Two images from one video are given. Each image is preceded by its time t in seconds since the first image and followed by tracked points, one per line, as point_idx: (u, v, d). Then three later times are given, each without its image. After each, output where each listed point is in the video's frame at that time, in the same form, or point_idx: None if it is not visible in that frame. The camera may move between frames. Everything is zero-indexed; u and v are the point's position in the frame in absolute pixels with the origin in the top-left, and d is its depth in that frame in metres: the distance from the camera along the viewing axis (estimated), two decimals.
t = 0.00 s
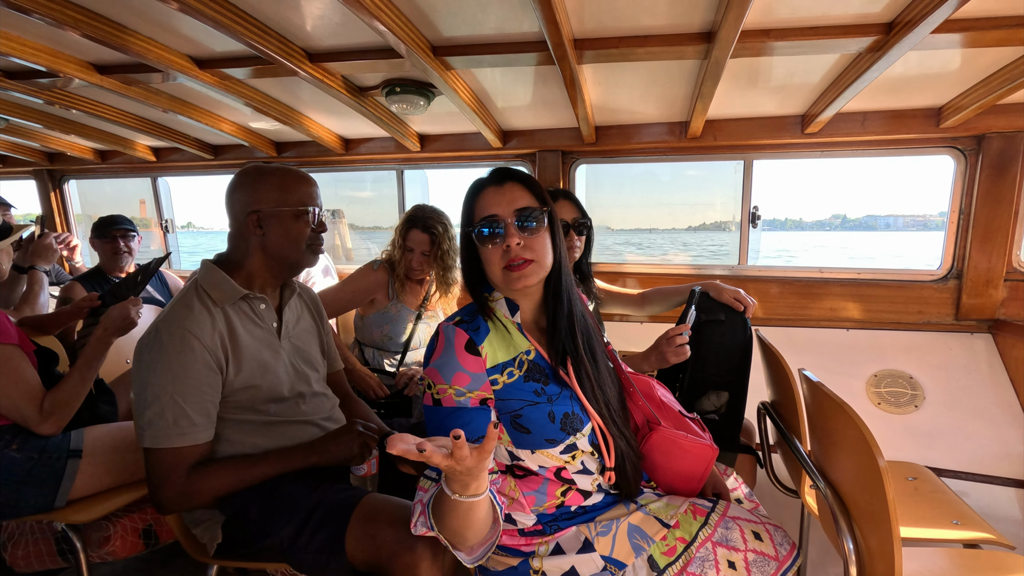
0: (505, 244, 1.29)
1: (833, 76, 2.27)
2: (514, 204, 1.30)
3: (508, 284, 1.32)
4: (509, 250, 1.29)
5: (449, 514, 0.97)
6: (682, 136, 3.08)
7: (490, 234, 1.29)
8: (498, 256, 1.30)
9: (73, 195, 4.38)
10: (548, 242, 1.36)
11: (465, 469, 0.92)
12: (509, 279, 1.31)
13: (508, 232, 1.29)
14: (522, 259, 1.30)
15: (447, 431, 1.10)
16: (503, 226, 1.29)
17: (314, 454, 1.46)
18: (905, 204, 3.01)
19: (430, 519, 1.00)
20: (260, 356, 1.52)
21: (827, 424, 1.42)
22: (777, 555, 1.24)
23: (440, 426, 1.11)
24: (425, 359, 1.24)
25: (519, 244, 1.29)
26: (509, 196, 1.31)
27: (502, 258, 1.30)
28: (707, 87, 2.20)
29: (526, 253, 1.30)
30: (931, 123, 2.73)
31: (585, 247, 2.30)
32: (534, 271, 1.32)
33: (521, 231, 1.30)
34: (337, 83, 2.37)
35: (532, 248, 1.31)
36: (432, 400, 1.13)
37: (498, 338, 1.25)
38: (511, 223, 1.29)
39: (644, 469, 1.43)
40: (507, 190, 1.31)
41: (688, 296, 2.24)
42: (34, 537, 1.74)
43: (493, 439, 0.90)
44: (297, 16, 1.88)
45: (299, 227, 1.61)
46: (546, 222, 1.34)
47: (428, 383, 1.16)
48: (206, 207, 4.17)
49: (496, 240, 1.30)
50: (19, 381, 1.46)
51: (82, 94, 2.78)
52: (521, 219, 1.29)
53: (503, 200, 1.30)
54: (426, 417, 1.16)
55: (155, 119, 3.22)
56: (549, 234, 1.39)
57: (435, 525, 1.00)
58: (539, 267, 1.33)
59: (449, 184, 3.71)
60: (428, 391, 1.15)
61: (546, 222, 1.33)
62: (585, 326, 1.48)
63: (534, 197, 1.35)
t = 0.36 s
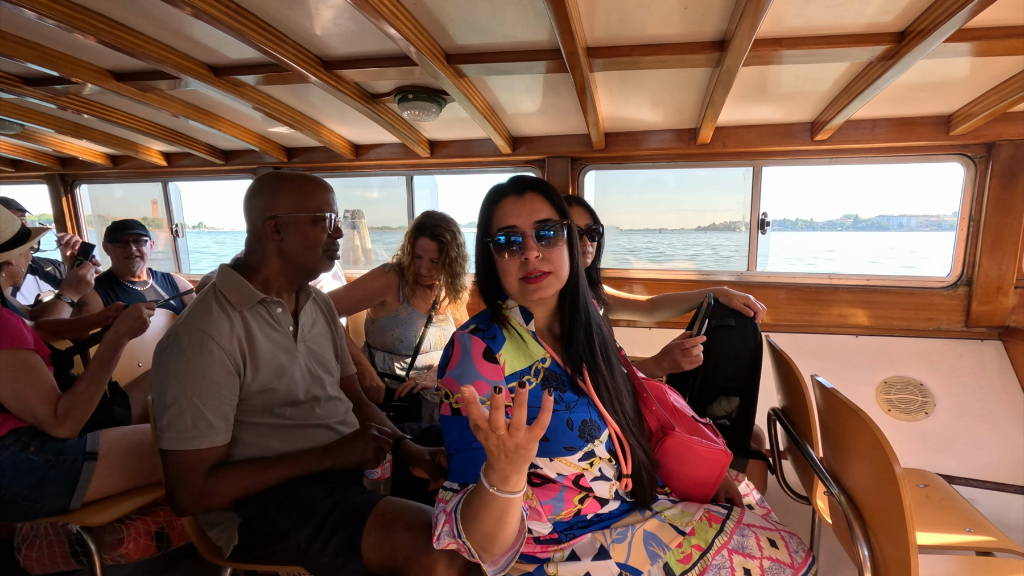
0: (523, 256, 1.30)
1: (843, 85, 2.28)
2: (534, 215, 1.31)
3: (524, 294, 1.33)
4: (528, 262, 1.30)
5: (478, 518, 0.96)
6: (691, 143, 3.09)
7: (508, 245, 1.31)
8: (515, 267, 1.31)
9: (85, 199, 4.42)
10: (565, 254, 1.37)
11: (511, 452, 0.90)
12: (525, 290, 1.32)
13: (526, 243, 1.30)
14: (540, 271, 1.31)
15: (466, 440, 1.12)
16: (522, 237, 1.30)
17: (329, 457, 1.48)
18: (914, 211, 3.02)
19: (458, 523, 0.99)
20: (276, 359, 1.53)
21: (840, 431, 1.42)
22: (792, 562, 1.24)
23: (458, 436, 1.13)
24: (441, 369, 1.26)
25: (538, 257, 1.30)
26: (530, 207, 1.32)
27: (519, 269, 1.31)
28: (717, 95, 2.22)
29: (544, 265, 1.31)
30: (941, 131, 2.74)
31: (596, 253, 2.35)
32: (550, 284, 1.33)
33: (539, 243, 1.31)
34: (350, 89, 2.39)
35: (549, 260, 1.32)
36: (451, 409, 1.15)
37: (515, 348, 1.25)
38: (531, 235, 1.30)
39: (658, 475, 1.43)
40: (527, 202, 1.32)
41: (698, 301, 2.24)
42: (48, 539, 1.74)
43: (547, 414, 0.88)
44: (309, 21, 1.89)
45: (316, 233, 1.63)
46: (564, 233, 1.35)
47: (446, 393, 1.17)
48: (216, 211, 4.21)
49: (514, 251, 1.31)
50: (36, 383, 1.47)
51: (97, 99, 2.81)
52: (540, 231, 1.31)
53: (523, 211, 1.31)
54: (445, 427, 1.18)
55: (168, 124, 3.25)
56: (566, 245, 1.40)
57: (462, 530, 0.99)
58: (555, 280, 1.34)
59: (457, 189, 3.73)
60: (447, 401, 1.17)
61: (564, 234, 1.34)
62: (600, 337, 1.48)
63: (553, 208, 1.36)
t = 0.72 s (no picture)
0: (534, 259, 1.29)
1: (850, 88, 2.27)
2: (546, 218, 1.30)
3: (533, 297, 1.32)
4: (539, 264, 1.28)
5: (496, 528, 0.95)
6: (696, 146, 3.08)
7: (519, 246, 1.29)
8: (525, 269, 1.30)
9: (89, 201, 4.43)
10: (576, 258, 1.36)
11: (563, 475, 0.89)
12: (533, 292, 1.31)
13: (538, 245, 1.28)
14: (550, 274, 1.30)
15: (469, 444, 1.08)
16: (533, 238, 1.28)
17: (332, 460, 1.46)
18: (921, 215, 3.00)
19: (471, 534, 0.97)
20: (280, 361, 1.52)
21: (849, 436, 1.40)
22: (801, 571, 1.22)
23: (461, 440, 1.09)
24: (445, 371, 1.22)
25: (549, 259, 1.29)
26: (542, 209, 1.30)
27: (529, 271, 1.30)
28: (724, 98, 2.21)
29: (555, 268, 1.30)
30: (948, 135, 2.73)
31: (604, 256, 2.33)
32: (560, 287, 1.32)
33: (550, 246, 1.29)
34: (354, 91, 2.39)
35: (560, 263, 1.30)
36: (455, 412, 1.11)
37: (522, 350, 1.24)
38: (543, 237, 1.29)
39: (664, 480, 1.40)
40: (540, 204, 1.31)
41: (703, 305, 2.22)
42: (48, 542, 1.72)
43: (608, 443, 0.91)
44: (314, 24, 1.89)
45: (321, 235, 1.61)
46: (576, 237, 1.34)
47: (451, 394, 1.14)
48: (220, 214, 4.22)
49: (524, 253, 1.29)
50: (41, 384, 1.45)
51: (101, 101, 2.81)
52: (552, 233, 1.29)
53: (535, 214, 1.30)
54: (447, 431, 1.13)
55: (172, 126, 3.26)
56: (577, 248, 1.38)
57: (474, 541, 0.97)
58: (565, 283, 1.32)
59: (462, 193, 3.73)
60: (451, 403, 1.13)
61: (576, 237, 1.32)
62: (607, 340, 1.46)
63: (565, 211, 1.35)
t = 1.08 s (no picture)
0: (532, 251, 1.27)
1: (850, 84, 2.26)
2: (546, 211, 1.28)
3: (530, 290, 1.30)
4: (537, 255, 1.27)
5: (521, 522, 0.98)
6: (695, 144, 3.07)
7: (517, 238, 1.27)
8: (522, 260, 1.29)
9: (86, 200, 4.42)
10: (576, 251, 1.34)
11: (612, 465, 0.97)
12: (530, 286, 1.29)
13: (536, 237, 1.27)
14: (549, 267, 1.28)
15: (469, 439, 1.06)
16: (533, 231, 1.27)
17: (327, 459, 1.44)
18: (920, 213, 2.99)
19: (493, 530, 0.99)
20: (275, 359, 1.50)
21: (850, 434, 1.38)
22: (802, 569, 1.20)
23: (461, 434, 1.07)
24: (444, 367, 1.21)
25: (547, 251, 1.28)
26: (543, 202, 1.29)
27: (526, 262, 1.29)
28: (722, 95, 2.20)
29: (554, 260, 1.29)
30: (949, 132, 2.72)
31: (607, 256, 2.32)
32: (558, 280, 1.30)
33: (550, 239, 1.28)
34: (351, 88, 2.38)
35: (559, 256, 1.29)
36: (455, 406, 1.09)
37: (522, 345, 1.22)
38: (542, 230, 1.27)
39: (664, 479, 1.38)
40: (541, 197, 1.29)
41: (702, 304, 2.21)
42: (41, 542, 1.70)
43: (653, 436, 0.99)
44: (312, 21, 1.89)
45: (308, 230, 1.58)
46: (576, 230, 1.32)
47: (450, 389, 1.12)
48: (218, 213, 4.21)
49: (522, 245, 1.28)
50: (34, 382, 1.44)
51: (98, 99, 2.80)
52: (552, 227, 1.28)
53: (536, 207, 1.28)
54: (445, 426, 1.11)
55: (170, 124, 3.24)
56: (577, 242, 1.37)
57: (497, 536, 0.99)
58: (563, 276, 1.31)
59: (460, 191, 3.73)
60: (450, 397, 1.11)
61: (576, 231, 1.31)
62: (604, 335, 1.44)
63: (567, 205, 1.33)
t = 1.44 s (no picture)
0: (523, 239, 1.27)
1: (845, 77, 2.25)
2: (538, 201, 1.29)
3: (522, 280, 1.29)
4: (529, 244, 1.27)
5: (513, 508, 0.98)
6: (691, 138, 3.07)
7: (509, 227, 1.27)
8: (513, 249, 1.27)
9: (80, 196, 4.39)
10: (567, 241, 1.34)
11: (601, 447, 0.98)
12: (522, 275, 1.29)
13: (528, 225, 1.26)
14: (540, 256, 1.28)
15: (459, 428, 1.05)
16: (524, 221, 1.27)
17: (321, 453, 1.44)
18: (915, 207, 2.99)
19: (484, 518, 0.99)
20: (268, 353, 1.50)
21: (844, 426, 1.38)
22: (796, 563, 1.21)
23: (451, 423, 1.06)
24: (436, 358, 1.21)
25: (539, 240, 1.27)
26: (534, 192, 1.29)
27: (518, 251, 1.28)
28: (717, 87, 2.19)
29: (546, 249, 1.29)
30: (943, 125, 2.72)
31: (608, 252, 2.30)
32: (550, 270, 1.30)
33: (542, 228, 1.27)
34: (345, 82, 2.37)
35: (550, 245, 1.28)
36: (445, 396, 1.09)
37: (512, 335, 1.22)
38: (533, 219, 1.27)
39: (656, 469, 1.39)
40: (532, 187, 1.29)
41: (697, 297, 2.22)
42: (36, 538, 1.69)
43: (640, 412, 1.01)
44: (305, 15, 1.88)
45: (296, 223, 1.57)
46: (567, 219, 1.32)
47: (441, 379, 1.12)
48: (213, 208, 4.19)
49: (513, 233, 1.27)
50: (27, 376, 1.43)
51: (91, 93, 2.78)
52: (543, 217, 1.27)
53: (527, 197, 1.28)
54: (436, 416, 1.11)
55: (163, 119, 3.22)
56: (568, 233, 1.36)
57: (488, 525, 0.99)
58: (554, 266, 1.30)
59: (455, 186, 3.72)
60: (441, 387, 1.11)
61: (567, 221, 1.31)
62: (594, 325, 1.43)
63: (558, 196, 1.34)
